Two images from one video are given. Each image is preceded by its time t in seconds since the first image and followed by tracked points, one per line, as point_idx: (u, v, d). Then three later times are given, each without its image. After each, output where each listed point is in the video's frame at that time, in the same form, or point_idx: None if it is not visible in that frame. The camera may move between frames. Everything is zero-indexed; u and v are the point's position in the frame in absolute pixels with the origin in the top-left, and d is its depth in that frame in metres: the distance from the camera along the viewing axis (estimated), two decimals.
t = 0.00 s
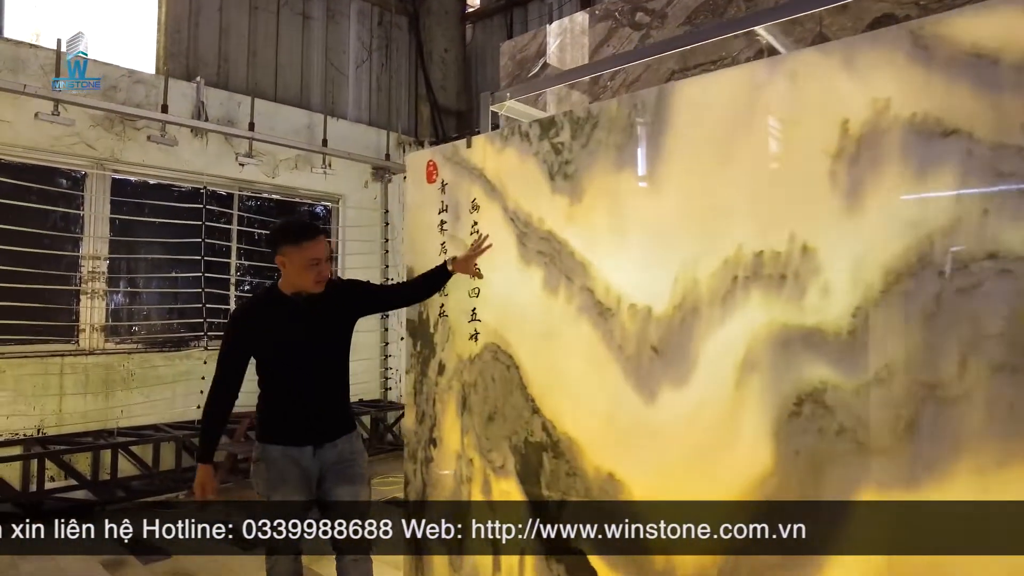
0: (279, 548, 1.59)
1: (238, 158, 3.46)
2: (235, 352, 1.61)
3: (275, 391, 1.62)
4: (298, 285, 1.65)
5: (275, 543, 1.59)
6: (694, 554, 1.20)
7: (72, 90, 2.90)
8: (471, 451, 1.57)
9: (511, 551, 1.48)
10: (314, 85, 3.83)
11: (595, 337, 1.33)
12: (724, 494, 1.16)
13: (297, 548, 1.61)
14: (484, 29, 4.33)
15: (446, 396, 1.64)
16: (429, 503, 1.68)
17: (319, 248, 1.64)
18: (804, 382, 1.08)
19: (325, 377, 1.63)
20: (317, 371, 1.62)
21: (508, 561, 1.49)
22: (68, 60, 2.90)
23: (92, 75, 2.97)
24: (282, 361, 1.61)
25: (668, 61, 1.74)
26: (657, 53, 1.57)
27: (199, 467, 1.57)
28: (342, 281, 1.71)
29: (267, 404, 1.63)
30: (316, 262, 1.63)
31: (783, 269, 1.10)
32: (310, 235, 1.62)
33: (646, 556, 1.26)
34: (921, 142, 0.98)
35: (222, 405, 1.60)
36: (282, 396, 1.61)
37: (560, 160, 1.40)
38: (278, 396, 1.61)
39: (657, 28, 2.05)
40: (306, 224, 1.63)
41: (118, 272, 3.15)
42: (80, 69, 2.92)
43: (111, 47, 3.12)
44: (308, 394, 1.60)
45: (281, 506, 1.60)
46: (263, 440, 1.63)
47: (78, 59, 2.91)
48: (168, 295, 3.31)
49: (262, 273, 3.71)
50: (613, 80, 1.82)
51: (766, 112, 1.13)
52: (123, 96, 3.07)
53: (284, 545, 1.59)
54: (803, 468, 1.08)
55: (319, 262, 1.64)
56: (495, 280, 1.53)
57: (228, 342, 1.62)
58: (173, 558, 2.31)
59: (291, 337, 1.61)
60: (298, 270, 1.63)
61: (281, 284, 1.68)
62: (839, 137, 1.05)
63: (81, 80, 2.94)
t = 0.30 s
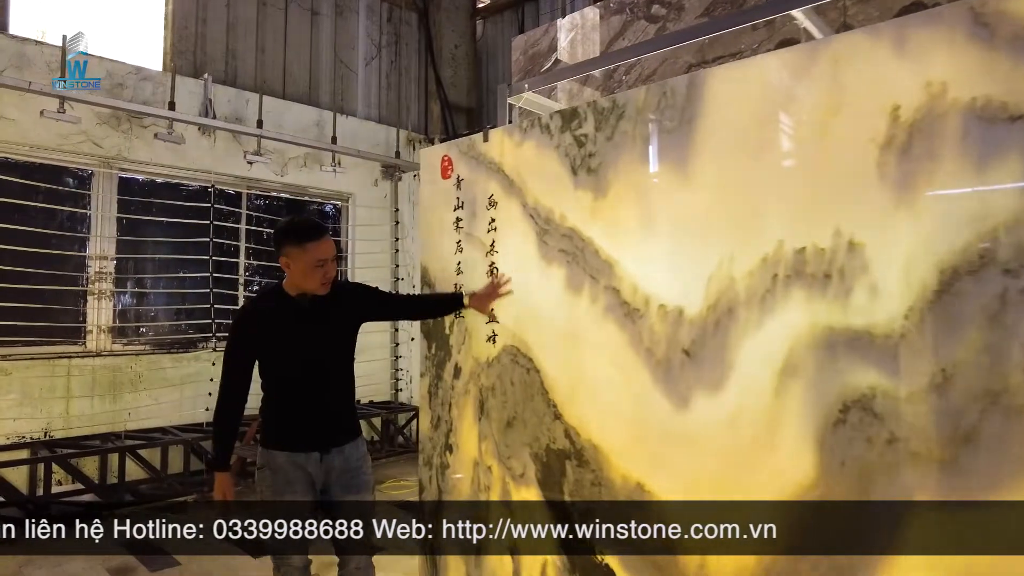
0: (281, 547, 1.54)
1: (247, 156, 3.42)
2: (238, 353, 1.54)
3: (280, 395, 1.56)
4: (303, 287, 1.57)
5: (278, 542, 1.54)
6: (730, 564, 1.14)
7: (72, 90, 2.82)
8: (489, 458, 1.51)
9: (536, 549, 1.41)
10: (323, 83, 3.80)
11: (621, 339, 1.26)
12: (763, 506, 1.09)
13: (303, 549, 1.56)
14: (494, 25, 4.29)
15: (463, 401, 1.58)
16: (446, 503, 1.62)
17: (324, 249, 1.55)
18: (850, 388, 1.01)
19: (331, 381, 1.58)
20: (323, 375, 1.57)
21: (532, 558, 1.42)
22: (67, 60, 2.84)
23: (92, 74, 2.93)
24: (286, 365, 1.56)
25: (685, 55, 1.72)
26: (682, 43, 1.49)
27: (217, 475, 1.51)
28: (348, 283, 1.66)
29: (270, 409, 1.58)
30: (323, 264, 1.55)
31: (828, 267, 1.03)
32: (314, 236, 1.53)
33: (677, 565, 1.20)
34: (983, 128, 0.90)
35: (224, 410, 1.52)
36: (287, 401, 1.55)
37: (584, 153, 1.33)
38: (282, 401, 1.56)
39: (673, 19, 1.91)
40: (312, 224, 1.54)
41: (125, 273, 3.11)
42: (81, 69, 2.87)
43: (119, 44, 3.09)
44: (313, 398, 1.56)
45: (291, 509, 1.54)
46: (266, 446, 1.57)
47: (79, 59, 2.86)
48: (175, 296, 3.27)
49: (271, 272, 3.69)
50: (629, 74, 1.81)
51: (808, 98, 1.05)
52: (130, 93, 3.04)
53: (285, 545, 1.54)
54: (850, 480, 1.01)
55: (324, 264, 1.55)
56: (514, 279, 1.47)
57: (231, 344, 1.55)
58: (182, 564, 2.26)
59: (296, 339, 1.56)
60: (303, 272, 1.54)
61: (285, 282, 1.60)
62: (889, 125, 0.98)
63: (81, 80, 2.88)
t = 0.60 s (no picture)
0: (298, 547, 1.52)
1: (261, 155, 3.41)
2: (254, 355, 1.51)
3: (297, 397, 1.53)
4: (324, 288, 1.53)
5: (294, 542, 1.52)
6: (766, 573, 1.09)
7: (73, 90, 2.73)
8: (511, 462, 1.47)
9: (561, 551, 1.37)
10: (337, 82, 3.81)
11: (650, 340, 1.22)
12: (802, 513, 1.04)
13: (319, 549, 1.53)
14: (509, 23, 4.36)
15: (484, 403, 1.55)
16: (467, 503, 1.58)
17: (347, 251, 1.51)
18: (896, 392, 0.96)
19: (350, 384, 1.55)
20: (341, 377, 1.54)
21: (556, 560, 1.38)
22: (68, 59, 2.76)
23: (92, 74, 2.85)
24: (304, 368, 1.53)
25: (705, 50, 1.65)
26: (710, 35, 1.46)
27: (238, 479, 1.49)
28: (366, 284, 1.62)
29: (288, 412, 1.55)
30: (345, 267, 1.51)
31: (871, 265, 0.98)
32: (337, 237, 1.49)
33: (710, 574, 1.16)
34: None
35: (241, 412, 1.49)
36: (303, 403, 1.53)
37: (610, 148, 1.29)
38: (299, 403, 1.53)
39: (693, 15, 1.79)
40: (335, 225, 1.50)
41: (140, 273, 3.11)
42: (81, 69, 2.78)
43: (133, 44, 3.08)
44: (331, 401, 1.53)
45: (310, 509, 1.52)
46: (283, 450, 1.55)
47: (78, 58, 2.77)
48: (190, 296, 3.27)
49: (285, 272, 3.69)
50: (647, 71, 1.74)
51: (847, 90, 1.01)
52: (144, 93, 3.03)
53: (303, 546, 1.52)
54: (896, 488, 0.95)
55: (347, 266, 1.51)
56: (537, 279, 1.43)
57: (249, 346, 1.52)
58: (199, 566, 2.24)
59: (316, 341, 1.53)
60: (325, 273, 1.50)
61: (307, 284, 1.57)
62: (937, 115, 0.93)
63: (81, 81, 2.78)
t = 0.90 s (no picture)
0: (320, 548, 1.50)
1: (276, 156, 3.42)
2: (275, 357, 1.50)
3: (316, 400, 1.52)
4: (346, 290, 1.51)
5: (315, 543, 1.50)
6: None
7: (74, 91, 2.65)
8: (533, 465, 1.45)
9: (586, 553, 1.34)
10: (350, 83, 3.83)
11: (678, 342, 1.19)
12: (839, 519, 1.01)
13: (338, 549, 1.52)
14: (523, 24, 4.40)
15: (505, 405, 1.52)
16: (488, 505, 1.55)
17: (370, 254, 1.48)
18: (938, 395, 0.92)
19: (370, 388, 1.54)
20: (362, 381, 1.53)
21: (580, 563, 1.35)
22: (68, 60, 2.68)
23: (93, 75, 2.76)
24: (325, 370, 1.52)
25: (723, 48, 1.64)
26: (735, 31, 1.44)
27: (256, 480, 1.46)
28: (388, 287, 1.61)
29: (307, 415, 1.53)
30: (365, 270, 1.48)
31: (911, 264, 0.94)
32: (358, 239, 1.47)
33: None
34: None
35: (261, 412, 1.48)
36: (323, 406, 1.51)
37: (635, 146, 1.27)
38: (319, 405, 1.51)
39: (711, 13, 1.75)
40: (359, 227, 1.49)
41: (156, 274, 3.12)
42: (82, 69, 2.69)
43: (149, 46, 3.11)
44: (352, 405, 1.52)
45: (329, 511, 1.50)
46: (301, 453, 1.53)
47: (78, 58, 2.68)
48: (205, 297, 3.28)
49: (300, 274, 3.70)
50: (665, 69, 1.73)
51: (885, 85, 0.97)
52: (160, 94, 3.05)
53: (325, 547, 1.50)
54: (938, 495, 0.92)
55: (370, 269, 1.49)
56: (560, 280, 1.40)
57: (269, 347, 1.50)
58: (216, 567, 2.24)
59: (338, 344, 1.52)
60: (345, 276, 1.49)
61: (331, 286, 1.55)
62: (982, 111, 0.89)
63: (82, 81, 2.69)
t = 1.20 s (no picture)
0: (342, 548, 1.49)
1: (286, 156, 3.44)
2: (294, 357, 1.50)
3: (337, 401, 1.52)
4: (361, 288, 1.50)
5: (336, 543, 1.48)
6: None
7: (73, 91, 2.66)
8: (552, 466, 1.45)
9: (606, 553, 1.34)
10: (360, 83, 3.85)
11: (701, 342, 1.18)
12: (868, 523, 1.00)
13: (360, 550, 1.51)
14: (530, 23, 4.34)
15: (524, 406, 1.52)
16: (506, 503, 1.55)
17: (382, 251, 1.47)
18: (970, 396, 0.91)
19: (389, 386, 1.54)
20: (380, 381, 1.53)
21: (600, 563, 1.35)
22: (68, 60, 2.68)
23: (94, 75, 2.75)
24: (343, 371, 1.52)
25: (735, 48, 1.59)
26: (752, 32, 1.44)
27: (277, 483, 1.47)
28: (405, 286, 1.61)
29: (326, 415, 1.53)
30: (380, 268, 1.47)
31: (942, 265, 0.93)
32: (371, 238, 1.45)
33: None
34: None
35: (280, 412, 1.49)
36: (343, 406, 1.51)
37: (658, 145, 1.26)
38: (338, 406, 1.51)
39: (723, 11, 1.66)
40: (373, 224, 1.47)
41: (166, 274, 3.13)
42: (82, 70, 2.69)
43: (161, 46, 3.13)
44: (371, 405, 1.51)
45: (350, 512, 1.50)
46: (322, 453, 1.53)
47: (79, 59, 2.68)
48: (215, 297, 3.30)
49: (310, 274, 3.72)
50: (675, 69, 1.71)
51: (916, 85, 0.96)
52: (171, 94, 3.07)
53: (347, 547, 1.49)
54: (971, 497, 0.91)
55: (383, 267, 1.47)
56: (579, 280, 1.40)
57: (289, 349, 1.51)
58: (229, 566, 2.25)
59: (355, 345, 1.51)
60: (360, 274, 1.48)
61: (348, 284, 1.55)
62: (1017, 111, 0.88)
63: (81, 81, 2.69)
